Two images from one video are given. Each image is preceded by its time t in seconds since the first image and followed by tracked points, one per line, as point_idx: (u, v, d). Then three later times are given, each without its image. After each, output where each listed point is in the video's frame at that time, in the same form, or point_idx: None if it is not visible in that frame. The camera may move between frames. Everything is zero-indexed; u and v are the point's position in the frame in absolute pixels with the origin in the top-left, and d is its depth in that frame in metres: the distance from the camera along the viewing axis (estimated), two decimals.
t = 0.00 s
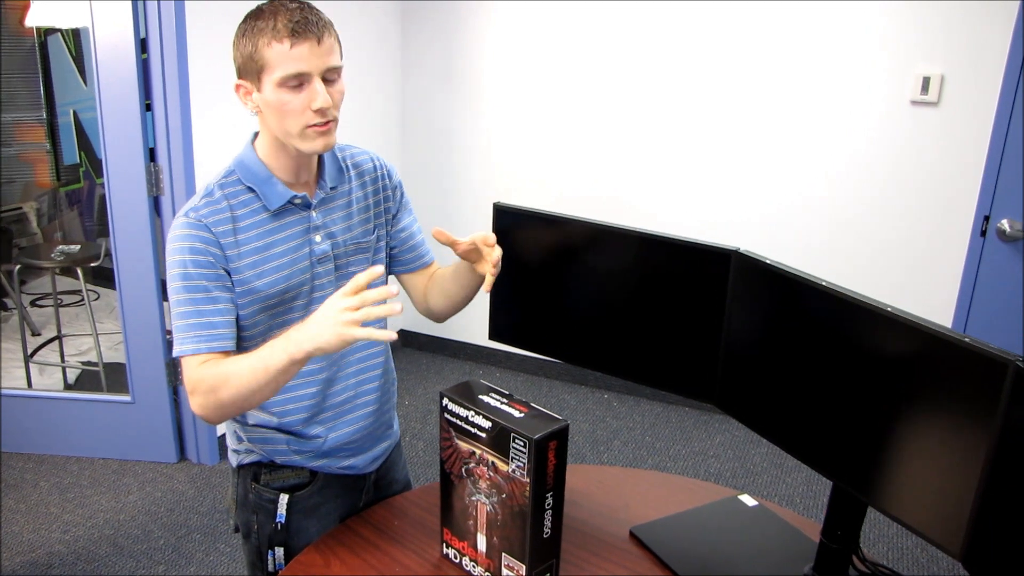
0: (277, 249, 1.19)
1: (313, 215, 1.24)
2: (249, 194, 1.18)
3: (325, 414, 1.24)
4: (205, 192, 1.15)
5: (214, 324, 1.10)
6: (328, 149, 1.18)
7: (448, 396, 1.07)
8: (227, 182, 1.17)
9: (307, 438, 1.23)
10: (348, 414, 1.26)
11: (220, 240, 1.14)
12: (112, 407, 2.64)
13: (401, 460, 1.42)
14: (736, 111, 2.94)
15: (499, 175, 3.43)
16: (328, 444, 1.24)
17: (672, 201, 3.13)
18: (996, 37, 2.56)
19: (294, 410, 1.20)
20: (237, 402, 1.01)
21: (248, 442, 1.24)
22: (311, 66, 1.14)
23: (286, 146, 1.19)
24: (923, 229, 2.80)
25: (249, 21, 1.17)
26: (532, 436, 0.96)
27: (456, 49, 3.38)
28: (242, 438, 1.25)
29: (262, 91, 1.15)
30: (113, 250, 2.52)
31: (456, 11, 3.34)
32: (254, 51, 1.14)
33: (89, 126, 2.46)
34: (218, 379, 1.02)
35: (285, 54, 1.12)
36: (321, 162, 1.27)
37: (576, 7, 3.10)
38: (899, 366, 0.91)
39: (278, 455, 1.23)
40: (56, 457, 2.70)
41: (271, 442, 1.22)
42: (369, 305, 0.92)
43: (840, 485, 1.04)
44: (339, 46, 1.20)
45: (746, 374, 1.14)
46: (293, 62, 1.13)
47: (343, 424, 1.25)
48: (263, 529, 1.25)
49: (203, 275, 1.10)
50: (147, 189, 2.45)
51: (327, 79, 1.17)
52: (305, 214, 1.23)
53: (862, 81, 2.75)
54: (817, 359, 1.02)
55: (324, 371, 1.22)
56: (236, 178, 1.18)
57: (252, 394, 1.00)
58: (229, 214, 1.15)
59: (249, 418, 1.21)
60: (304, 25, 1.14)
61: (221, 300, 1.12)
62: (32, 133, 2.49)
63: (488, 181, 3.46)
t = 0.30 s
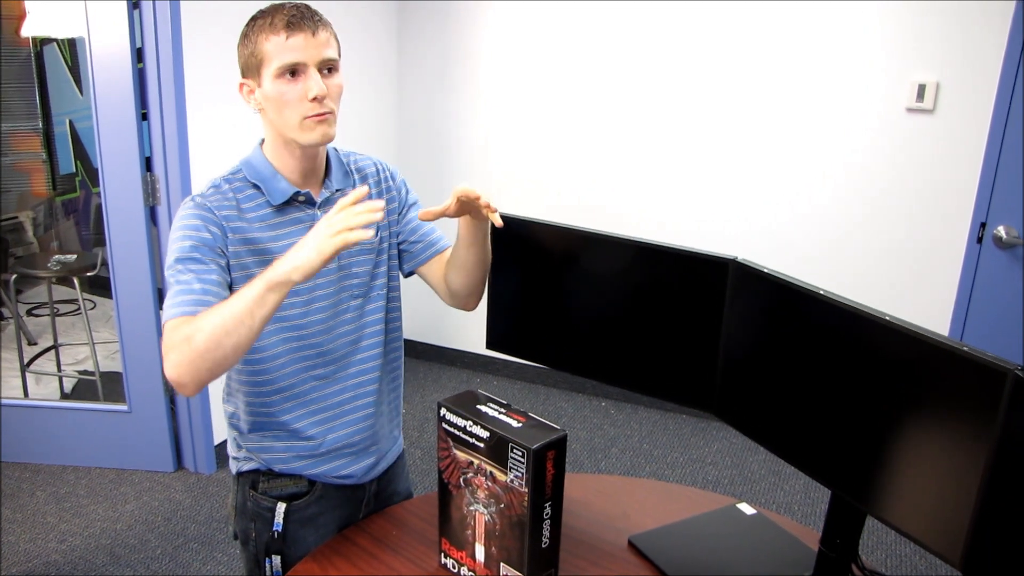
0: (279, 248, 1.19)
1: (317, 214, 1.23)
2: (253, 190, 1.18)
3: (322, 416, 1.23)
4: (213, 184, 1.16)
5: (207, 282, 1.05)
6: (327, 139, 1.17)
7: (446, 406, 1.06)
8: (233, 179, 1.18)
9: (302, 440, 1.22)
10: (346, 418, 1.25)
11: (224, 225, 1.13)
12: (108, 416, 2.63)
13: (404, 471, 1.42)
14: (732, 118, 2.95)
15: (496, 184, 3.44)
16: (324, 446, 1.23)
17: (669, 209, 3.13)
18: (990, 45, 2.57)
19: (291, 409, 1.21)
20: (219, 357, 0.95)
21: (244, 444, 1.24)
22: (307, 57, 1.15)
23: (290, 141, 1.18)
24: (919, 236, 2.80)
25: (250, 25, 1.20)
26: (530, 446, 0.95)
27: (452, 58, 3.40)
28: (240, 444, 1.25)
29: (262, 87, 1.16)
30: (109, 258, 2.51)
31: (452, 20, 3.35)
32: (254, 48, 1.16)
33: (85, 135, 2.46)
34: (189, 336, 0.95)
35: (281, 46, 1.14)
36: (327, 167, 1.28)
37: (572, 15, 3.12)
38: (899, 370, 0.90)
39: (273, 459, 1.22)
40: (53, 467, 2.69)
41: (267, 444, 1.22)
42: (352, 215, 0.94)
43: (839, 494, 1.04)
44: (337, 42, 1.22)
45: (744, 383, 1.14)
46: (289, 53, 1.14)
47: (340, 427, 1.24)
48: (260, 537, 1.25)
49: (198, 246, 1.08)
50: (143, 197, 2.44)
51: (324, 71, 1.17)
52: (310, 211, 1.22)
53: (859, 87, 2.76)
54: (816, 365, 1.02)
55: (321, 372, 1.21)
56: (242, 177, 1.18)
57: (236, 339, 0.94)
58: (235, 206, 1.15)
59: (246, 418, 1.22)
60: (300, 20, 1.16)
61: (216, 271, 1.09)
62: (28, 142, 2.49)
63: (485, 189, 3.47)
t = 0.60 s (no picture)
0: (281, 242, 1.18)
1: (318, 209, 1.22)
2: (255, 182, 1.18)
3: (321, 410, 1.23)
4: (218, 175, 1.17)
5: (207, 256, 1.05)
6: (318, 129, 1.16)
7: (446, 403, 1.06)
8: (237, 171, 1.18)
9: (300, 434, 1.22)
10: (345, 413, 1.24)
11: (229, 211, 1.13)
12: (109, 412, 2.63)
13: (407, 470, 1.42)
14: (733, 116, 2.95)
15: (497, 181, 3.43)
16: (322, 438, 1.23)
17: (670, 206, 3.13)
18: (992, 43, 2.56)
19: (290, 402, 1.21)
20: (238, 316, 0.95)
21: (242, 437, 1.24)
22: (297, 47, 1.16)
23: (283, 132, 1.18)
24: (920, 234, 2.80)
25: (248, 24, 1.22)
26: (529, 443, 0.95)
27: (453, 55, 3.39)
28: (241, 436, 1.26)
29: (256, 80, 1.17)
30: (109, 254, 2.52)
31: (452, 17, 3.35)
32: (249, 42, 1.18)
33: (85, 131, 2.46)
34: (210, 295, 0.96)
35: (272, 37, 1.16)
36: (332, 159, 1.26)
37: (573, 12, 3.11)
38: (901, 369, 0.90)
39: (272, 452, 1.23)
40: (53, 463, 2.69)
41: (266, 437, 1.22)
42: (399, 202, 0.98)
43: (840, 493, 1.04)
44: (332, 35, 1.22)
45: (743, 380, 1.14)
46: (279, 43, 1.15)
47: (339, 421, 1.24)
48: (257, 529, 1.26)
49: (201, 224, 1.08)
50: (144, 194, 2.44)
51: (315, 61, 1.17)
52: (311, 205, 1.22)
53: (860, 86, 2.76)
54: (818, 364, 1.02)
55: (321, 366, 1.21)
56: (246, 170, 1.18)
57: (258, 303, 0.95)
58: (239, 194, 1.16)
59: (245, 411, 1.22)
60: (293, 13, 1.18)
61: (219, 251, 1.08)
62: (28, 139, 2.48)
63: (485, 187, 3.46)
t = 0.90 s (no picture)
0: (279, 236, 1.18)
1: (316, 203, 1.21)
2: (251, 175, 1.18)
3: (316, 400, 1.22)
4: (220, 165, 1.18)
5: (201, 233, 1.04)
6: (280, 135, 1.13)
7: (445, 400, 1.06)
8: (238, 163, 1.18)
9: (294, 423, 1.22)
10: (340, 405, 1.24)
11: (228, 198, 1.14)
12: (109, 411, 2.63)
13: (409, 469, 1.42)
14: (732, 111, 2.94)
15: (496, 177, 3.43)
16: (316, 428, 1.23)
17: (669, 201, 3.12)
18: (992, 36, 2.56)
19: (285, 391, 1.21)
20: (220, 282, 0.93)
21: (239, 425, 1.25)
22: (256, 50, 1.09)
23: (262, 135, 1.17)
24: (919, 228, 2.80)
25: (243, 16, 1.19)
26: (529, 440, 0.95)
27: (451, 51, 3.38)
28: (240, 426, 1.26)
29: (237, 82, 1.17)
30: (108, 253, 2.51)
31: (450, 14, 3.34)
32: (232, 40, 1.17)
33: (84, 130, 2.45)
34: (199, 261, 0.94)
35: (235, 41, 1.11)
36: (333, 153, 1.26)
37: (571, 7, 3.10)
38: (902, 365, 0.90)
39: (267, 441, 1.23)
40: (54, 462, 2.69)
41: (261, 425, 1.22)
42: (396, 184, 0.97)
43: (841, 489, 1.04)
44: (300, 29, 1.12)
45: (744, 376, 1.14)
46: (239, 48, 1.10)
47: (334, 413, 1.23)
48: (252, 523, 1.24)
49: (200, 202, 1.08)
50: (142, 193, 2.44)
51: (272, 67, 1.10)
52: (308, 198, 1.21)
53: (859, 80, 2.75)
54: (817, 360, 1.02)
55: (316, 356, 1.21)
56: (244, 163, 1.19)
57: (242, 270, 0.93)
58: (240, 185, 1.16)
59: (242, 399, 1.23)
60: (256, 14, 1.11)
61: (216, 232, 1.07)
62: (27, 138, 2.48)
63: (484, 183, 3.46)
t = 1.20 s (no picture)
0: (263, 228, 1.18)
1: (299, 198, 1.18)
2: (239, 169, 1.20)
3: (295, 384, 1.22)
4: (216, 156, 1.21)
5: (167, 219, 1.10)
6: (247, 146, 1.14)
7: (439, 399, 1.06)
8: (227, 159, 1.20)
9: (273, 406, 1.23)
10: (320, 393, 1.23)
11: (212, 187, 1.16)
12: (102, 409, 2.63)
13: (399, 474, 1.40)
14: (726, 110, 2.95)
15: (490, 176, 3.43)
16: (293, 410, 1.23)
17: (663, 201, 3.13)
18: (984, 37, 2.57)
19: (266, 376, 1.22)
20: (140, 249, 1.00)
21: (225, 406, 1.27)
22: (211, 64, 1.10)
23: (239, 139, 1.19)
24: (911, 227, 2.81)
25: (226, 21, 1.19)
26: (522, 438, 0.95)
27: (445, 50, 3.38)
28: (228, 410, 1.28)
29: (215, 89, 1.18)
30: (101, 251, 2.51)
31: (443, 13, 3.34)
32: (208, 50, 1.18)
33: (77, 127, 2.44)
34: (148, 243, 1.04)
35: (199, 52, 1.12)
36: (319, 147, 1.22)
37: (565, 6, 3.10)
38: (895, 364, 0.90)
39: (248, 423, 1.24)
40: (46, 460, 2.68)
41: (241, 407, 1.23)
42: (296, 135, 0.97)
43: (834, 488, 1.04)
44: (259, 36, 1.10)
45: (737, 375, 1.14)
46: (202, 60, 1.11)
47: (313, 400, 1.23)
48: (230, 504, 1.30)
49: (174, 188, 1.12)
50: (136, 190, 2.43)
51: (231, 79, 1.10)
52: (291, 197, 1.18)
53: (852, 80, 2.76)
54: (810, 359, 1.02)
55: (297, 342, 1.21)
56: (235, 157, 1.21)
57: (158, 234, 1.00)
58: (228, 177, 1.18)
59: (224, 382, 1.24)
60: (216, 26, 1.11)
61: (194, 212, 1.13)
62: (19, 135, 2.46)
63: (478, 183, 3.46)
